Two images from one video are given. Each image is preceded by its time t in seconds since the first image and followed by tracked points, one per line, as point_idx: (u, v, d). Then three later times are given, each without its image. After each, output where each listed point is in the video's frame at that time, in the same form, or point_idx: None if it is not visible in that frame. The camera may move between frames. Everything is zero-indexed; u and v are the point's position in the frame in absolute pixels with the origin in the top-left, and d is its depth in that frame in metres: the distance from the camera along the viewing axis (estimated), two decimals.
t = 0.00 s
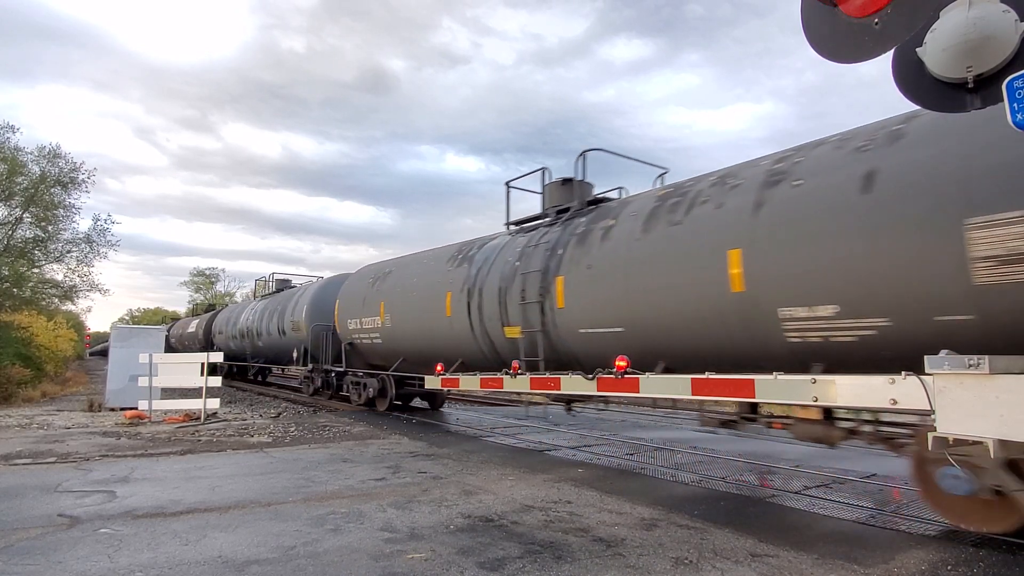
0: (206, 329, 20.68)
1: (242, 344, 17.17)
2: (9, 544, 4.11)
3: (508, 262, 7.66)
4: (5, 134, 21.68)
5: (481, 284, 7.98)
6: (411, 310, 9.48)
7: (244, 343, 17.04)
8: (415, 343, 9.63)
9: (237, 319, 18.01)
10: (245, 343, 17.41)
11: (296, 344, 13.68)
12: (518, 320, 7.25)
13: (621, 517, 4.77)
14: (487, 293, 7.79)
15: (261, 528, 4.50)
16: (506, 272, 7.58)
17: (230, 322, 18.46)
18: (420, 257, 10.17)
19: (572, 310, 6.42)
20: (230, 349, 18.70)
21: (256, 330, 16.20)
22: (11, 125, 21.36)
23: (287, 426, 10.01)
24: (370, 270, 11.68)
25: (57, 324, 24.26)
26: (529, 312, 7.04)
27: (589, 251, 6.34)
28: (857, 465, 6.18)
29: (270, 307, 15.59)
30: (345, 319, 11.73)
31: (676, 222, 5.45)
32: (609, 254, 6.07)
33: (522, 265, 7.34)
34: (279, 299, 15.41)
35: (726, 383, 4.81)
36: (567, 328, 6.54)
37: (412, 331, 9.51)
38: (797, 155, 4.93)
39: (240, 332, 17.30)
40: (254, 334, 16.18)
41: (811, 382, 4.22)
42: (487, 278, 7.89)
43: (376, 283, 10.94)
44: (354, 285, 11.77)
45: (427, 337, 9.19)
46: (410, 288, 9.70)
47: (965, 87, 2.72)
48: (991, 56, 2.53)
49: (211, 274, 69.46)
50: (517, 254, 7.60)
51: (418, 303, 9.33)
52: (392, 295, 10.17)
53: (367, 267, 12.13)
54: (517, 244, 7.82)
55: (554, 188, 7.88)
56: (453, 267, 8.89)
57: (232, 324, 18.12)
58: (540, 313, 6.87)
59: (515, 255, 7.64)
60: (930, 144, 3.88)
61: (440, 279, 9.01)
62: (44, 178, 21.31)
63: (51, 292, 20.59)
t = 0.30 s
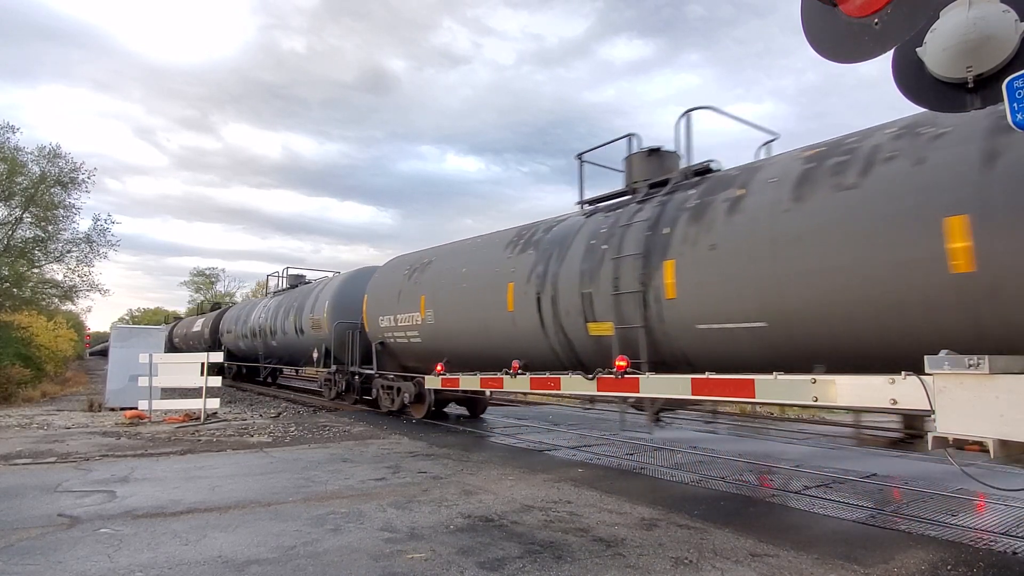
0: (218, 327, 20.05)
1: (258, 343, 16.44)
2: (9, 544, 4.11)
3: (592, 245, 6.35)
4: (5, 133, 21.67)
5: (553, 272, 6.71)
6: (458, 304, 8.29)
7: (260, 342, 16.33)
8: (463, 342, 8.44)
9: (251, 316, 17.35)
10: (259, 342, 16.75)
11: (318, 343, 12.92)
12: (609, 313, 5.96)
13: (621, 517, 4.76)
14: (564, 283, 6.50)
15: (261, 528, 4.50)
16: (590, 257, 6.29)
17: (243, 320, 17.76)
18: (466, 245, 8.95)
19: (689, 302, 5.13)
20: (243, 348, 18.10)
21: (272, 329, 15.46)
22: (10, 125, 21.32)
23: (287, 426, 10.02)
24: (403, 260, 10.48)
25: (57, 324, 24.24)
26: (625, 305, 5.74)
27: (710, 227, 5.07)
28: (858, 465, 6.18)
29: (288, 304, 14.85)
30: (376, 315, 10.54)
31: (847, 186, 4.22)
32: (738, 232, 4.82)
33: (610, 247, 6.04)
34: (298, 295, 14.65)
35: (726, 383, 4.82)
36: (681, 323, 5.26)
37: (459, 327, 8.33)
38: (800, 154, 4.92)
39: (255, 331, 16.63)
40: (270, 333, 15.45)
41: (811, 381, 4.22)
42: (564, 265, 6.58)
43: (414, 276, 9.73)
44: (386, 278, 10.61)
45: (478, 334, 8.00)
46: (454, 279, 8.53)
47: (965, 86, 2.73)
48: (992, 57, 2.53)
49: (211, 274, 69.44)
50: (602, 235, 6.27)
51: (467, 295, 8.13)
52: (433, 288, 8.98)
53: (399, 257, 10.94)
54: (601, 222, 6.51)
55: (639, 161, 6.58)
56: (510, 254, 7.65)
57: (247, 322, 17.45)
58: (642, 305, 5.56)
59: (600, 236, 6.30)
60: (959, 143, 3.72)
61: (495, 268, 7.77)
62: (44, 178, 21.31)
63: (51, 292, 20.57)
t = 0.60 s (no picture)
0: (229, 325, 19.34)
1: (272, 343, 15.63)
2: (9, 544, 4.11)
3: (713, 220, 5.15)
4: (5, 133, 21.67)
5: (658, 254, 5.49)
6: (523, 296, 7.06)
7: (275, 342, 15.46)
8: (525, 341, 7.22)
9: (264, 314, 16.54)
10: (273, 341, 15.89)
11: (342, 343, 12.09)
12: (742, 304, 4.80)
13: (621, 517, 4.77)
14: (674, 267, 5.30)
15: (261, 528, 4.50)
16: (710, 236, 5.11)
17: (256, 319, 16.99)
18: (525, 229, 7.75)
19: (872, 286, 4.03)
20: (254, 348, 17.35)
21: (289, 328, 14.62)
22: (10, 125, 21.31)
23: (287, 426, 10.02)
24: (445, 248, 9.25)
25: (57, 324, 24.23)
26: (770, 293, 4.60)
27: (906, 191, 3.93)
28: (858, 465, 6.18)
29: (305, 302, 14.01)
30: (414, 311, 9.30)
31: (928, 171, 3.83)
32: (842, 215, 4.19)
33: (742, 222, 4.88)
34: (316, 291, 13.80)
35: (726, 383, 4.82)
36: (860, 314, 4.15)
37: (522, 323, 7.10)
38: (865, 136, 4.55)
39: (269, 329, 15.85)
40: (286, 332, 14.64)
41: (810, 382, 4.22)
42: (673, 245, 5.39)
43: (461, 265, 8.48)
44: (424, 269, 9.36)
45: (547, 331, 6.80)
46: (514, 268, 7.34)
47: (965, 87, 2.73)
48: (991, 57, 2.53)
49: (210, 274, 69.39)
50: (730, 207, 5.07)
51: (536, 284, 6.92)
52: (485, 278, 7.78)
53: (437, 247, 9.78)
54: (723, 192, 5.30)
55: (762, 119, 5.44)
56: (592, 236, 6.43)
57: (259, 321, 16.67)
58: (797, 294, 4.44)
59: (727, 209, 5.09)
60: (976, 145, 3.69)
61: (573, 252, 6.54)
62: (44, 178, 21.31)
63: (51, 292, 20.57)
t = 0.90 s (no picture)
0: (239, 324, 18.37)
1: (286, 343, 14.49)
2: (9, 544, 4.11)
3: (909, 179, 3.88)
4: (5, 133, 21.64)
5: (822, 227, 4.25)
6: (615, 284, 5.86)
7: (290, 342, 14.32)
8: (617, 340, 6.04)
9: (277, 312, 15.45)
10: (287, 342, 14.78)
11: (369, 344, 10.91)
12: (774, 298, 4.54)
13: (621, 517, 4.76)
14: (763, 254, 4.58)
15: (261, 528, 4.50)
16: (909, 198, 3.84)
17: (267, 317, 15.99)
18: (606, 207, 6.56)
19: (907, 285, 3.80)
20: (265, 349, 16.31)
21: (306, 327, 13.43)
22: (10, 125, 21.29)
23: (287, 426, 10.02)
24: (499, 235, 8.12)
25: (56, 324, 24.22)
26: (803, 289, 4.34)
27: None
28: (858, 465, 6.18)
29: (325, 298, 12.86)
30: (465, 309, 8.17)
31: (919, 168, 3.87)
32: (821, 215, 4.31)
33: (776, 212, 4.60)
34: (338, 286, 12.61)
35: (726, 383, 4.82)
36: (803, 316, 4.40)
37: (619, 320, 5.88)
38: None
39: (282, 329, 14.74)
40: (303, 330, 13.53)
41: (811, 381, 4.22)
42: (778, 226, 4.55)
43: (524, 252, 7.30)
44: (475, 260, 8.22)
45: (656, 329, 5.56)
46: (599, 253, 6.13)
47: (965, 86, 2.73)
48: (992, 56, 2.53)
49: (211, 274, 69.34)
50: (832, 182, 4.33)
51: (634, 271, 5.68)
52: (559, 268, 6.58)
53: (487, 232, 8.62)
54: (915, 143, 4.00)
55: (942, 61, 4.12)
56: (708, 209, 5.17)
57: (272, 319, 15.61)
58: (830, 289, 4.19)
59: (933, 163, 3.79)
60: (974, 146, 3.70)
61: (682, 229, 5.30)
62: (44, 178, 21.31)
63: (51, 292, 20.58)
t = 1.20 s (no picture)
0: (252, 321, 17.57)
1: (308, 343, 13.53)
2: (9, 544, 4.11)
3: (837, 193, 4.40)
4: (5, 133, 21.65)
5: None
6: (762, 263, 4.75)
7: (313, 341, 13.35)
8: (748, 337, 5.03)
9: (298, 308, 14.49)
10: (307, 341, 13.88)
11: (407, 344, 9.87)
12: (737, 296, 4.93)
13: (621, 517, 4.76)
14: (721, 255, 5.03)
15: (261, 528, 4.50)
16: None
17: (285, 315, 15.11)
18: (724, 175, 5.50)
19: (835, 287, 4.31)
20: (281, 348, 15.44)
21: (331, 325, 12.41)
22: (10, 125, 21.28)
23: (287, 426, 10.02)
24: (567, 217, 7.06)
25: (56, 324, 24.23)
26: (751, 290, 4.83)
27: None
28: (858, 465, 6.18)
29: (353, 293, 11.83)
30: (529, 302, 7.06)
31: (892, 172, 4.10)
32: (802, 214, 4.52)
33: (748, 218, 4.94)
34: (367, 279, 11.57)
35: (726, 383, 4.82)
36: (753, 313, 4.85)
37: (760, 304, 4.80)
38: None
39: (303, 327, 13.82)
40: (327, 329, 12.54)
41: (811, 381, 4.22)
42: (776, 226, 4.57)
43: (614, 233, 6.16)
44: (545, 246, 7.04)
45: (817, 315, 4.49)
46: (731, 230, 5.02)
47: (965, 87, 2.73)
48: (992, 56, 2.53)
49: (211, 274, 69.32)
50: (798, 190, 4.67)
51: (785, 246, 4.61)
52: (667, 248, 5.50)
53: (552, 213, 7.46)
54: None
55: None
56: (899, 166, 4.13)
57: (291, 317, 14.69)
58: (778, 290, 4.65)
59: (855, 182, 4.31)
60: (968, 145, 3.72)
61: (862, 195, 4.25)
62: (44, 178, 21.31)
63: (51, 292, 20.59)
